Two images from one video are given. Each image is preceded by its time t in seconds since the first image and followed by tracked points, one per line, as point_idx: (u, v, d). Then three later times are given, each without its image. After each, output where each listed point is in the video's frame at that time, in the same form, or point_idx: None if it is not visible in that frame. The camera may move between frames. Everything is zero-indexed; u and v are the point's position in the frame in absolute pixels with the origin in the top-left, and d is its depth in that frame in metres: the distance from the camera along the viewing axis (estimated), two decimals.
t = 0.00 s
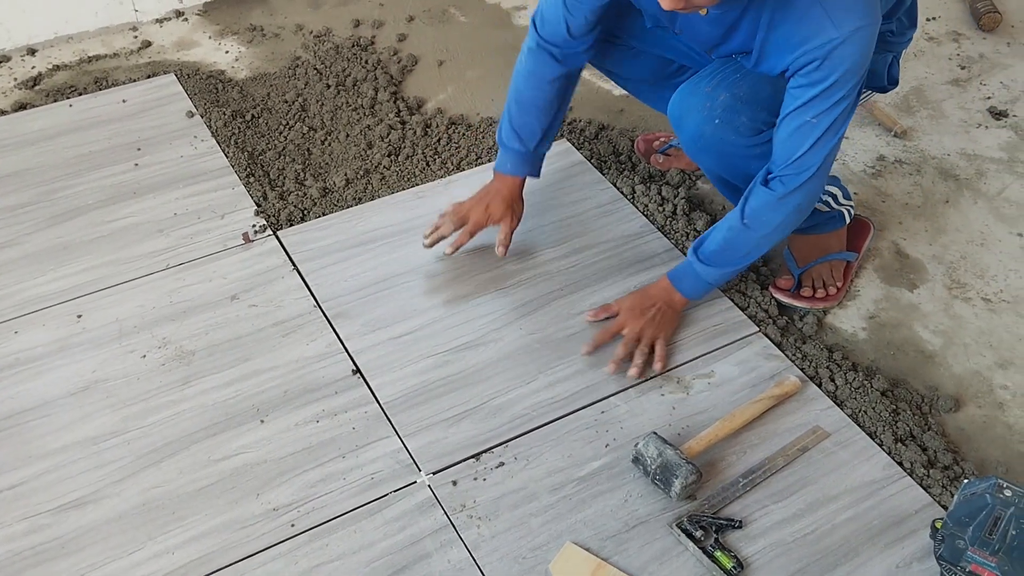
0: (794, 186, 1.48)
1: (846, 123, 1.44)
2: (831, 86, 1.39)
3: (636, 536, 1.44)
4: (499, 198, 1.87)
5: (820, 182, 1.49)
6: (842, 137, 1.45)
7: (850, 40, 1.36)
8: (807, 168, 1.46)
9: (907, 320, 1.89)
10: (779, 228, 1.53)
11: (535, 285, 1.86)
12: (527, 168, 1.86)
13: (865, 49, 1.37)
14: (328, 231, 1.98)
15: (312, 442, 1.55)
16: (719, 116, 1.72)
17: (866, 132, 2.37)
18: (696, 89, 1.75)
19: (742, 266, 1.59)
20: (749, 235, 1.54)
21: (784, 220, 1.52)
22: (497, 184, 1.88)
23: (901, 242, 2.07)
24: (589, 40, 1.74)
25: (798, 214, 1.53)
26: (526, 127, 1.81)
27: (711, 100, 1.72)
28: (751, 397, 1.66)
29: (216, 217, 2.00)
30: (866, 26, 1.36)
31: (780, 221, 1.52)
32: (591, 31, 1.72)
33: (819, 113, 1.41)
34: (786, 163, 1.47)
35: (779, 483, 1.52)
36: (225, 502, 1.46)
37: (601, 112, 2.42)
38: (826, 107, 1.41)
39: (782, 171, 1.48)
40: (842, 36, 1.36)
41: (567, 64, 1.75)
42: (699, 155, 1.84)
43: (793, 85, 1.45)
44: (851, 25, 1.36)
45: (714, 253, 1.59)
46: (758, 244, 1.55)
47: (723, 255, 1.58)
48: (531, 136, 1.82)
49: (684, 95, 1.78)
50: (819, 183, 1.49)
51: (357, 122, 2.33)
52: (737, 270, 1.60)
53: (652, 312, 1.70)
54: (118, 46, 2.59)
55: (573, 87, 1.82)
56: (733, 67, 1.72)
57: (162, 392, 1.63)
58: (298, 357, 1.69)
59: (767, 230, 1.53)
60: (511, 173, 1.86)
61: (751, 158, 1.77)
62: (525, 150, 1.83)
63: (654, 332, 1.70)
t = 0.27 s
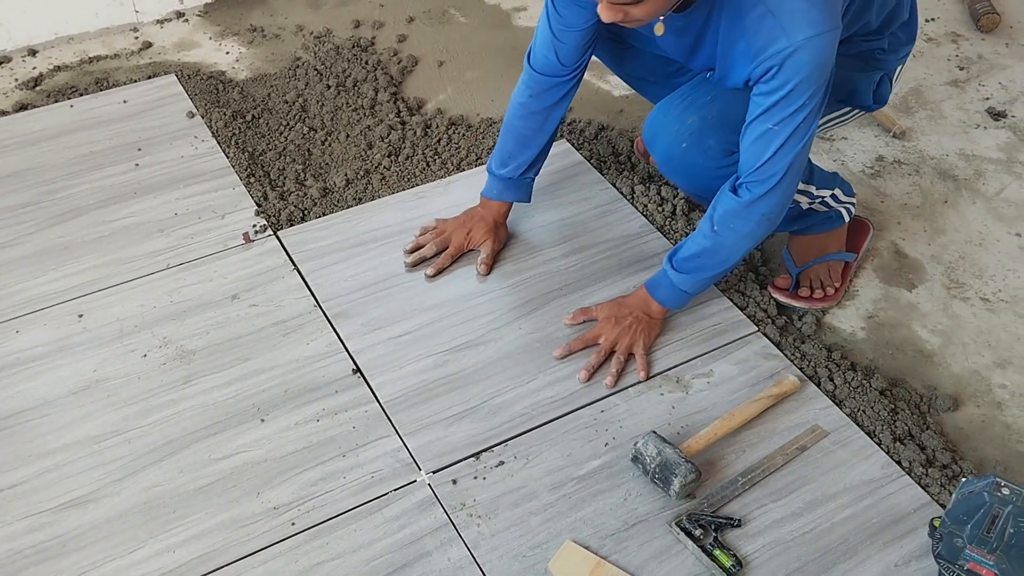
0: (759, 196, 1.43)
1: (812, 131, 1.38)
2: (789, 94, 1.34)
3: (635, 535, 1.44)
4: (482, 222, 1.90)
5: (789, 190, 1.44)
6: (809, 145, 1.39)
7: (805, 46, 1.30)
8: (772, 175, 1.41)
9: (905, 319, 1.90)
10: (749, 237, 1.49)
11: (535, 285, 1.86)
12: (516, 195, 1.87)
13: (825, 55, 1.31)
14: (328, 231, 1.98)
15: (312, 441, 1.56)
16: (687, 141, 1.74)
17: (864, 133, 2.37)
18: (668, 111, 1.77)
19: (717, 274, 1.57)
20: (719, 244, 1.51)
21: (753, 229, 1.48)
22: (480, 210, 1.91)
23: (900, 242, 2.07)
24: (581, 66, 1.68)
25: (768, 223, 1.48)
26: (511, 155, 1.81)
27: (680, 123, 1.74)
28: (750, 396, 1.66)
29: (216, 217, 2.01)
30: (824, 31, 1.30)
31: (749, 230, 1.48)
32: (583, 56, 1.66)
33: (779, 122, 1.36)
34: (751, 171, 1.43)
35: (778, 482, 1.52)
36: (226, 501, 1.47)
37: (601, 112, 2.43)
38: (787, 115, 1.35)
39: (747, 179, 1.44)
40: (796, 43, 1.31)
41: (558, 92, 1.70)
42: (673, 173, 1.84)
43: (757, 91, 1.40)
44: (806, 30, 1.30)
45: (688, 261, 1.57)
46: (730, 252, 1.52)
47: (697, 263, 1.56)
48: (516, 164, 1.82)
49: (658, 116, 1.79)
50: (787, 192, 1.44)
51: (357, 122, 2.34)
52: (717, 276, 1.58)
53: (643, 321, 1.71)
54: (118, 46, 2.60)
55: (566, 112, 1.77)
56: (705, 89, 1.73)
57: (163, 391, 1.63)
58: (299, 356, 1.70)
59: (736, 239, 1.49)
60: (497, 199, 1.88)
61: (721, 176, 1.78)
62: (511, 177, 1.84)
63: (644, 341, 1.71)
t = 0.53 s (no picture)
0: (753, 196, 1.44)
1: (804, 131, 1.38)
2: (780, 94, 1.34)
3: (636, 536, 1.44)
4: (479, 225, 1.91)
5: (783, 189, 1.44)
6: (802, 144, 1.40)
7: (794, 47, 1.30)
8: (766, 174, 1.41)
9: (905, 321, 1.90)
10: (744, 236, 1.50)
11: (536, 286, 1.87)
12: (512, 198, 1.87)
13: (813, 56, 1.31)
14: (329, 233, 1.99)
15: (314, 441, 1.56)
16: (685, 152, 1.73)
17: (864, 135, 2.38)
18: (664, 124, 1.77)
19: (714, 275, 1.57)
20: (715, 244, 1.51)
21: (748, 228, 1.48)
22: (477, 214, 1.92)
23: (899, 244, 2.08)
24: (577, 70, 1.68)
25: (763, 223, 1.49)
26: (508, 158, 1.81)
27: (677, 135, 1.74)
28: (750, 397, 1.66)
29: (218, 219, 2.01)
30: (813, 31, 1.29)
31: (744, 230, 1.48)
32: (580, 60, 1.66)
33: (771, 122, 1.37)
34: (745, 172, 1.44)
35: (778, 482, 1.53)
36: (227, 501, 1.47)
37: (601, 114, 2.43)
38: (779, 115, 1.36)
39: (741, 179, 1.45)
40: (785, 44, 1.31)
41: (555, 96, 1.71)
42: (670, 184, 1.84)
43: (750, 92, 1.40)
44: (794, 31, 1.30)
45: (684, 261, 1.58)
46: (725, 252, 1.53)
47: (693, 264, 1.56)
48: (513, 168, 1.82)
49: (655, 127, 1.79)
50: (781, 191, 1.44)
51: (358, 124, 2.34)
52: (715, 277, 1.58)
53: (643, 322, 1.71)
54: (120, 49, 2.60)
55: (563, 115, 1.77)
56: (700, 101, 1.73)
57: (164, 392, 1.64)
58: (300, 357, 1.70)
59: (732, 239, 1.50)
60: (493, 203, 1.88)
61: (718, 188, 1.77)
62: (507, 180, 1.84)
63: (644, 342, 1.71)
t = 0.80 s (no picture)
0: (787, 192, 1.46)
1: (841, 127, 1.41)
2: (827, 94, 1.35)
3: (636, 537, 1.45)
4: (479, 227, 1.91)
5: (813, 183, 1.47)
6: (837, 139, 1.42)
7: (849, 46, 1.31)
8: (801, 172, 1.43)
9: (905, 322, 1.90)
10: (771, 228, 1.52)
11: (536, 288, 1.87)
12: (513, 198, 1.86)
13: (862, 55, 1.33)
14: (330, 235, 1.99)
15: (314, 443, 1.56)
16: (718, 128, 1.72)
17: (864, 137, 2.38)
18: (697, 102, 1.77)
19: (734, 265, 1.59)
20: (742, 235, 1.53)
21: (776, 221, 1.50)
22: (478, 214, 1.91)
23: (900, 245, 2.08)
24: (589, 78, 1.68)
25: (790, 214, 1.51)
26: (513, 161, 1.80)
27: (711, 110, 1.73)
28: (750, 398, 1.67)
29: (219, 221, 2.02)
30: (865, 33, 1.32)
31: (772, 222, 1.50)
32: (593, 65, 1.65)
33: (815, 120, 1.37)
34: (780, 167, 1.44)
35: (779, 484, 1.53)
36: (228, 502, 1.47)
37: (601, 116, 2.44)
38: (823, 114, 1.37)
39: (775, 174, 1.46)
40: (841, 45, 1.31)
41: (565, 104, 1.70)
42: (700, 163, 1.84)
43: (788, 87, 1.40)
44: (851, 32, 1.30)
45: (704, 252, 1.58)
46: (747, 245, 1.54)
47: (715, 255, 1.57)
48: (517, 170, 1.81)
49: (687, 104, 1.79)
50: (812, 185, 1.47)
51: (359, 126, 2.35)
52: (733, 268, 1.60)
53: (656, 314, 1.71)
54: (121, 51, 2.61)
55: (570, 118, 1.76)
56: (733, 80, 1.72)
57: (165, 393, 1.64)
58: (301, 359, 1.71)
59: (759, 231, 1.51)
60: (493, 203, 1.87)
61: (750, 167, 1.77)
62: (511, 181, 1.83)
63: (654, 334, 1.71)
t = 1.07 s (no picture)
0: (808, 190, 1.50)
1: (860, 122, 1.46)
2: (849, 94, 1.39)
3: (635, 538, 1.45)
4: (497, 229, 1.85)
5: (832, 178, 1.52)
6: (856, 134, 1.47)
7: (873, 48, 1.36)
8: (820, 170, 1.48)
9: (903, 324, 1.91)
10: (793, 224, 1.56)
11: (534, 290, 1.87)
12: (526, 196, 1.85)
13: (883, 54, 1.38)
14: (329, 237, 1.99)
15: (313, 444, 1.57)
16: (734, 120, 1.73)
17: (863, 139, 2.39)
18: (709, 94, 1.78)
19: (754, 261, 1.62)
20: (765, 233, 1.56)
21: (798, 217, 1.54)
22: (495, 216, 1.86)
23: (898, 247, 2.09)
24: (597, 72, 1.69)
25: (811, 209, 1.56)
26: (527, 156, 1.78)
27: (726, 103, 1.74)
28: (749, 400, 1.67)
29: (218, 223, 2.02)
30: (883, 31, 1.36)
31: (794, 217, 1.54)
32: (602, 59, 1.66)
33: (839, 119, 1.42)
34: (803, 166, 1.48)
35: (777, 485, 1.53)
36: (228, 503, 1.48)
37: (600, 119, 2.44)
38: (846, 113, 1.41)
39: (797, 173, 1.49)
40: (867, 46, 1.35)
41: (577, 94, 1.70)
42: (714, 159, 1.85)
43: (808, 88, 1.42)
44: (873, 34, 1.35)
45: (727, 251, 1.61)
46: (767, 242, 1.58)
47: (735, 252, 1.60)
48: (531, 167, 1.79)
49: (698, 99, 1.80)
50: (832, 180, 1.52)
51: (359, 128, 2.35)
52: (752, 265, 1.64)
53: (682, 311, 1.75)
54: (121, 53, 2.61)
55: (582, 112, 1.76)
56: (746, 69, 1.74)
57: (164, 395, 1.64)
58: (300, 360, 1.71)
59: (780, 228, 1.55)
60: (510, 202, 1.85)
61: (764, 159, 1.78)
62: (527, 178, 1.81)
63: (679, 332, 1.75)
